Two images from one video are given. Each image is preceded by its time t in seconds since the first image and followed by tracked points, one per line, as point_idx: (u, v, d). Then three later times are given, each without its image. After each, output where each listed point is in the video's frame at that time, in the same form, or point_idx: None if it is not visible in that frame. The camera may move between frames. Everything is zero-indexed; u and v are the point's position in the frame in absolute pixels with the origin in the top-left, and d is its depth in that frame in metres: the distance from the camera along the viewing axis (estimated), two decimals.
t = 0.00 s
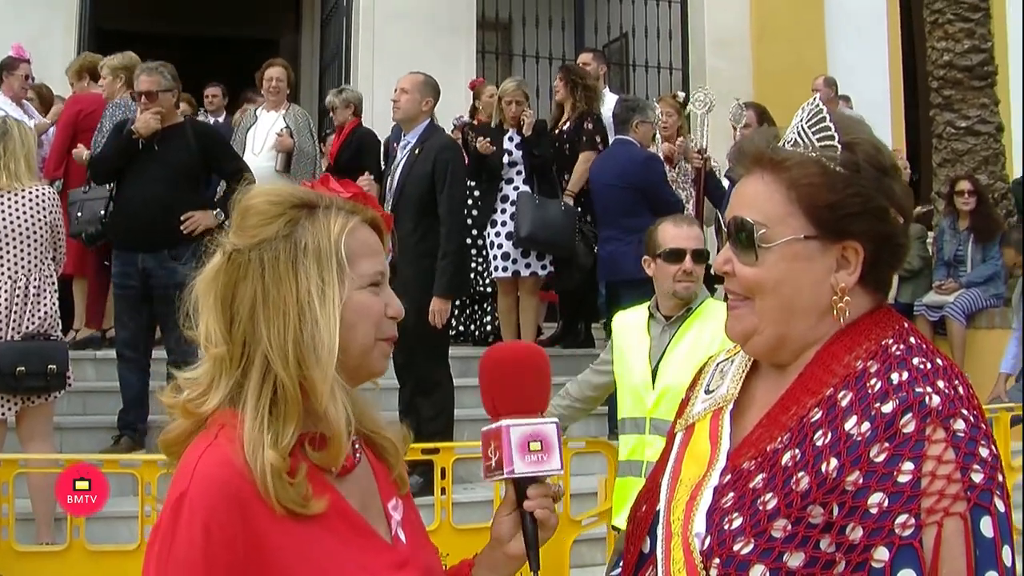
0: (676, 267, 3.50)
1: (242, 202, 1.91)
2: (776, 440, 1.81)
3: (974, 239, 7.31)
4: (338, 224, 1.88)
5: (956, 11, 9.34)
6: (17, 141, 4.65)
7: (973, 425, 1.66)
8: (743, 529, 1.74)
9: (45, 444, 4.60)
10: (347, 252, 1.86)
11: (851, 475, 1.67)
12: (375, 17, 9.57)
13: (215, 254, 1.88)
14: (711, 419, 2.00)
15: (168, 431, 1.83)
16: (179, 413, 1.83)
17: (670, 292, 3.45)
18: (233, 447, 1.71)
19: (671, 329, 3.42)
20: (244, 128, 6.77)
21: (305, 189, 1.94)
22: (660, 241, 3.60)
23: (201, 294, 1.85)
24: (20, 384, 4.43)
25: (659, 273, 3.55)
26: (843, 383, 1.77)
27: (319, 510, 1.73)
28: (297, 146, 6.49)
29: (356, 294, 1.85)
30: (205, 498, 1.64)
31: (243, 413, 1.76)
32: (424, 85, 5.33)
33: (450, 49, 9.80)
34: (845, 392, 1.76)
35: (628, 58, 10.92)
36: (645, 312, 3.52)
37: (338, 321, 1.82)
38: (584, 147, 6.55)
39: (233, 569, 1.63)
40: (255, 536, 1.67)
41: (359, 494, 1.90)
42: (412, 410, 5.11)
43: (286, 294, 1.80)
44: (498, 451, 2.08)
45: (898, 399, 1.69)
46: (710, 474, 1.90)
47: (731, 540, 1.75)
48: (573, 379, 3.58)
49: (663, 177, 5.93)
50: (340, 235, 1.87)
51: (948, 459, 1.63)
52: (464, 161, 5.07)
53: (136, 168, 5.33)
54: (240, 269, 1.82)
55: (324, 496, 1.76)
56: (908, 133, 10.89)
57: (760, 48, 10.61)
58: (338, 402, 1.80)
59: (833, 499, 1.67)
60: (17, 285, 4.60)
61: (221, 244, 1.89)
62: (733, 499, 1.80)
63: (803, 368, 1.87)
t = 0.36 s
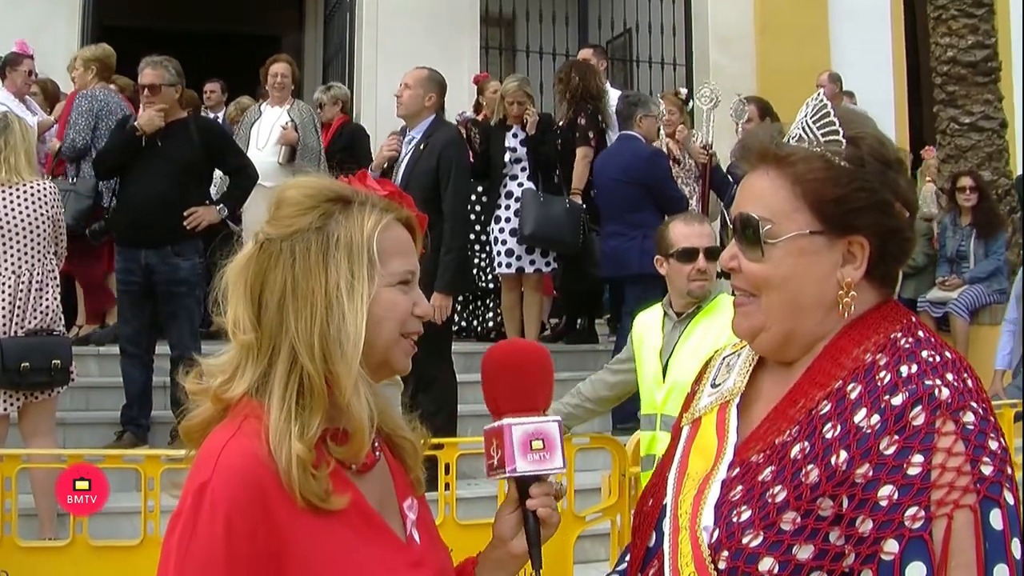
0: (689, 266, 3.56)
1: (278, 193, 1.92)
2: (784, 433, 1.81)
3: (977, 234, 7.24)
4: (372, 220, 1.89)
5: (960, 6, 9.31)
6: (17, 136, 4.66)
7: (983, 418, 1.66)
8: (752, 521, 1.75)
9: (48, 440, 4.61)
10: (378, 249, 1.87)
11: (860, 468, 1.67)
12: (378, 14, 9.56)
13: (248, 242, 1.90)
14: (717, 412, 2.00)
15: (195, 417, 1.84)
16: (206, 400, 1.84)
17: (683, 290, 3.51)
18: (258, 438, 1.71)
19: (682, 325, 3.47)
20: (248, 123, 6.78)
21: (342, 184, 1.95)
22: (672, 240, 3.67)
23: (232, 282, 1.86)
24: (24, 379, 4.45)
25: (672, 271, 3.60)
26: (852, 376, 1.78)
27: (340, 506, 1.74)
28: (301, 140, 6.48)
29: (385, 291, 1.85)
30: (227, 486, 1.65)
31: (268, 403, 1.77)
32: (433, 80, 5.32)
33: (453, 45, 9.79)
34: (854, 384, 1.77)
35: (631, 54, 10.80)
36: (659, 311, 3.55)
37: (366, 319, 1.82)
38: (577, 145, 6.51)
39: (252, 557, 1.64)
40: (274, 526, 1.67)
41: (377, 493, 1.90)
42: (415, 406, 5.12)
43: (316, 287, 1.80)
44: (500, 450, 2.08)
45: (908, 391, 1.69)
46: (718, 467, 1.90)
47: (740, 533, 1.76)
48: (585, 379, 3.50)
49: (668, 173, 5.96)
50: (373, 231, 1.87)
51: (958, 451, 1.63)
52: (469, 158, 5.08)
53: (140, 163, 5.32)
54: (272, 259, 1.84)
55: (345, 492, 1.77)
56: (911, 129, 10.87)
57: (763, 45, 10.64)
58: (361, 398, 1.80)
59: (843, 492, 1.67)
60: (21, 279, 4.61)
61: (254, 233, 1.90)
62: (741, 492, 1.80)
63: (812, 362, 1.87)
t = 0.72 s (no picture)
0: (707, 260, 3.58)
1: (255, 185, 1.92)
2: (787, 424, 1.81)
3: (980, 229, 7.26)
4: (347, 213, 1.88)
5: None
6: (20, 125, 4.67)
7: (986, 408, 1.66)
8: (755, 512, 1.75)
9: (51, 429, 4.62)
10: (353, 241, 1.86)
11: (864, 458, 1.67)
12: (381, 7, 9.54)
13: (227, 233, 1.90)
14: (720, 403, 2.00)
15: (179, 409, 1.86)
16: (184, 391, 1.86)
17: (701, 285, 3.53)
18: (232, 433, 1.72)
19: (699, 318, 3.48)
20: (252, 114, 6.79)
21: (320, 173, 1.94)
22: (689, 238, 3.71)
23: (210, 273, 1.87)
24: (27, 370, 4.45)
25: (690, 267, 3.63)
26: (856, 367, 1.77)
27: (319, 497, 1.74)
28: (305, 132, 6.50)
29: (359, 284, 1.85)
30: (204, 481, 1.66)
31: (242, 398, 1.77)
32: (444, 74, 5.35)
33: (456, 37, 9.78)
34: (858, 374, 1.76)
35: (635, 46, 10.80)
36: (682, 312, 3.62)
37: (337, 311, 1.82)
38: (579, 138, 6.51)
39: (231, 552, 1.66)
40: (253, 519, 1.68)
41: (361, 483, 1.91)
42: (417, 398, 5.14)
43: (288, 281, 1.80)
44: (585, 410, 1.97)
45: (912, 381, 1.69)
46: (720, 457, 1.90)
47: (744, 523, 1.76)
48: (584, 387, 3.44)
49: (672, 165, 5.95)
50: (348, 224, 1.86)
51: (962, 441, 1.62)
52: (471, 150, 5.06)
53: (143, 155, 5.33)
54: (246, 252, 1.84)
55: (325, 483, 1.78)
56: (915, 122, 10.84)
57: (766, 38, 10.63)
58: (336, 391, 1.80)
59: (847, 482, 1.67)
60: (23, 269, 4.61)
61: (232, 224, 1.91)
62: (744, 483, 1.80)
63: (815, 354, 1.87)
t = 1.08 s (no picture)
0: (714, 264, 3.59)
1: (224, 189, 1.92)
2: (781, 420, 1.81)
3: (977, 233, 7.32)
4: (311, 215, 1.87)
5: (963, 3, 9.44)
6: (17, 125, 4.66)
7: (981, 404, 1.66)
8: (750, 509, 1.75)
9: (46, 429, 4.60)
10: (317, 245, 1.85)
11: (858, 454, 1.67)
12: (378, 9, 9.53)
13: (198, 239, 1.91)
14: (711, 402, 1.99)
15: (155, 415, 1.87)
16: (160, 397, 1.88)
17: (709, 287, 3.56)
18: (205, 439, 1.73)
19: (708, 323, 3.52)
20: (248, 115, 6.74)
21: (288, 175, 1.93)
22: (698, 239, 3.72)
23: (183, 279, 1.88)
24: (24, 368, 4.43)
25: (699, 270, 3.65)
26: (849, 363, 1.77)
27: (296, 498, 1.75)
28: (301, 133, 6.49)
29: (325, 288, 1.84)
30: (179, 482, 1.67)
31: (212, 405, 1.78)
32: (420, 73, 5.32)
33: (453, 38, 9.78)
34: (851, 371, 1.76)
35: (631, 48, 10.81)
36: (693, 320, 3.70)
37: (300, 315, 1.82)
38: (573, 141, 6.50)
39: (208, 555, 1.66)
40: (227, 519, 1.69)
41: (340, 482, 1.90)
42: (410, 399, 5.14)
43: (252, 288, 1.81)
44: (590, 406, 1.95)
45: (907, 377, 1.69)
46: (713, 456, 1.90)
47: (739, 521, 1.75)
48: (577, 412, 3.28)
49: (665, 168, 5.97)
50: (311, 228, 1.85)
51: (957, 436, 1.62)
52: (449, 156, 5.00)
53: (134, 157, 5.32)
54: (215, 259, 1.85)
55: (301, 484, 1.78)
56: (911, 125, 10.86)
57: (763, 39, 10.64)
58: (301, 397, 1.80)
59: (842, 478, 1.67)
60: (20, 269, 4.60)
61: (204, 230, 1.91)
62: (738, 480, 1.80)
63: (808, 352, 1.86)
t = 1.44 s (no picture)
0: (693, 261, 3.60)
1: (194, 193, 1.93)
2: (768, 416, 1.82)
3: (966, 230, 7.29)
4: (274, 215, 1.85)
5: None
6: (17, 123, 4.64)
7: (966, 398, 1.67)
8: (739, 505, 1.75)
9: (36, 427, 4.58)
10: (280, 246, 1.84)
11: (848, 448, 1.67)
12: (365, 6, 9.52)
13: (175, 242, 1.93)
14: (696, 399, 2.00)
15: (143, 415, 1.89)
16: (146, 399, 1.90)
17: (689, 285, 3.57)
18: (189, 436, 1.73)
19: (684, 320, 3.55)
20: (236, 112, 6.75)
21: (255, 174, 1.93)
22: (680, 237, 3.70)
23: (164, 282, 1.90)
24: (14, 366, 4.42)
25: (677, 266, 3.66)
26: (836, 359, 1.78)
27: (283, 491, 1.75)
28: (290, 130, 6.49)
29: (292, 289, 1.83)
30: (162, 480, 1.67)
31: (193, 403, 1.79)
32: (394, 71, 5.40)
33: (441, 36, 9.77)
34: (838, 366, 1.77)
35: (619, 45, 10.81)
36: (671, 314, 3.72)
37: (262, 322, 1.81)
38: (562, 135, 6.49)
39: (195, 554, 1.66)
40: (214, 516, 1.69)
41: (328, 477, 1.90)
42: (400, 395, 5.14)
43: (217, 292, 1.82)
44: (574, 408, 1.95)
45: (893, 371, 1.70)
46: (701, 452, 1.90)
47: (728, 516, 1.76)
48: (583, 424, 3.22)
49: (653, 163, 5.98)
50: (273, 229, 1.84)
51: (944, 429, 1.64)
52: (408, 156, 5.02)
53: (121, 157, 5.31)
54: (188, 262, 1.86)
55: (287, 477, 1.78)
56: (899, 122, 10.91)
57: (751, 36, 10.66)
58: (264, 401, 1.77)
59: (831, 472, 1.68)
60: (11, 267, 4.56)
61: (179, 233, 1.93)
62: (727, 476, 1.80)
63: (794, 348, 1.88)
